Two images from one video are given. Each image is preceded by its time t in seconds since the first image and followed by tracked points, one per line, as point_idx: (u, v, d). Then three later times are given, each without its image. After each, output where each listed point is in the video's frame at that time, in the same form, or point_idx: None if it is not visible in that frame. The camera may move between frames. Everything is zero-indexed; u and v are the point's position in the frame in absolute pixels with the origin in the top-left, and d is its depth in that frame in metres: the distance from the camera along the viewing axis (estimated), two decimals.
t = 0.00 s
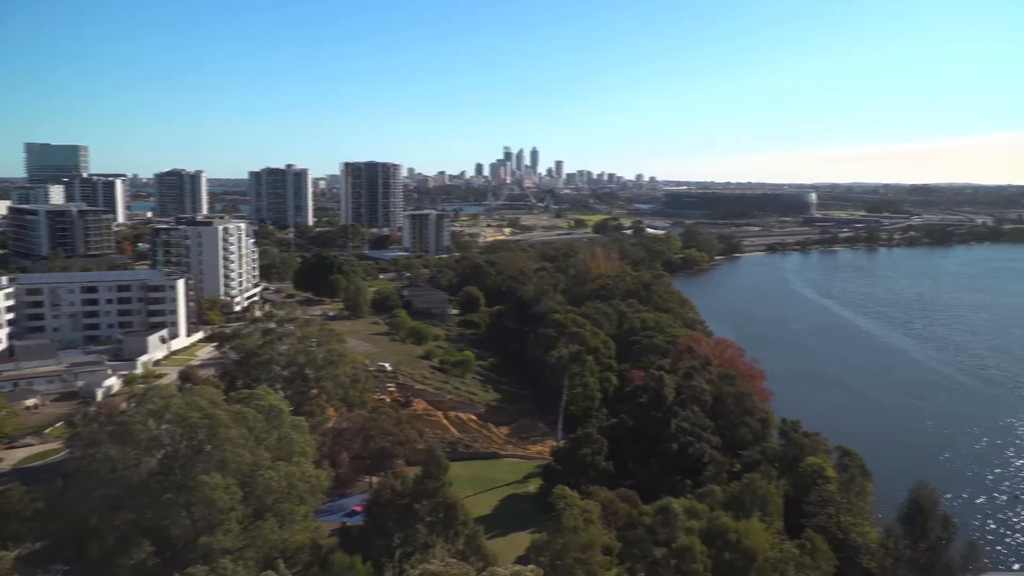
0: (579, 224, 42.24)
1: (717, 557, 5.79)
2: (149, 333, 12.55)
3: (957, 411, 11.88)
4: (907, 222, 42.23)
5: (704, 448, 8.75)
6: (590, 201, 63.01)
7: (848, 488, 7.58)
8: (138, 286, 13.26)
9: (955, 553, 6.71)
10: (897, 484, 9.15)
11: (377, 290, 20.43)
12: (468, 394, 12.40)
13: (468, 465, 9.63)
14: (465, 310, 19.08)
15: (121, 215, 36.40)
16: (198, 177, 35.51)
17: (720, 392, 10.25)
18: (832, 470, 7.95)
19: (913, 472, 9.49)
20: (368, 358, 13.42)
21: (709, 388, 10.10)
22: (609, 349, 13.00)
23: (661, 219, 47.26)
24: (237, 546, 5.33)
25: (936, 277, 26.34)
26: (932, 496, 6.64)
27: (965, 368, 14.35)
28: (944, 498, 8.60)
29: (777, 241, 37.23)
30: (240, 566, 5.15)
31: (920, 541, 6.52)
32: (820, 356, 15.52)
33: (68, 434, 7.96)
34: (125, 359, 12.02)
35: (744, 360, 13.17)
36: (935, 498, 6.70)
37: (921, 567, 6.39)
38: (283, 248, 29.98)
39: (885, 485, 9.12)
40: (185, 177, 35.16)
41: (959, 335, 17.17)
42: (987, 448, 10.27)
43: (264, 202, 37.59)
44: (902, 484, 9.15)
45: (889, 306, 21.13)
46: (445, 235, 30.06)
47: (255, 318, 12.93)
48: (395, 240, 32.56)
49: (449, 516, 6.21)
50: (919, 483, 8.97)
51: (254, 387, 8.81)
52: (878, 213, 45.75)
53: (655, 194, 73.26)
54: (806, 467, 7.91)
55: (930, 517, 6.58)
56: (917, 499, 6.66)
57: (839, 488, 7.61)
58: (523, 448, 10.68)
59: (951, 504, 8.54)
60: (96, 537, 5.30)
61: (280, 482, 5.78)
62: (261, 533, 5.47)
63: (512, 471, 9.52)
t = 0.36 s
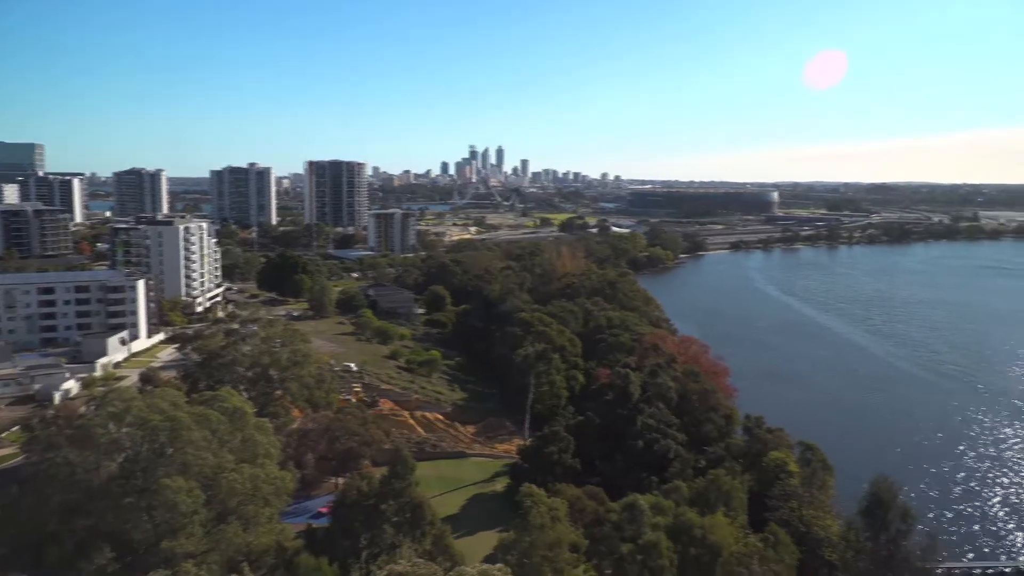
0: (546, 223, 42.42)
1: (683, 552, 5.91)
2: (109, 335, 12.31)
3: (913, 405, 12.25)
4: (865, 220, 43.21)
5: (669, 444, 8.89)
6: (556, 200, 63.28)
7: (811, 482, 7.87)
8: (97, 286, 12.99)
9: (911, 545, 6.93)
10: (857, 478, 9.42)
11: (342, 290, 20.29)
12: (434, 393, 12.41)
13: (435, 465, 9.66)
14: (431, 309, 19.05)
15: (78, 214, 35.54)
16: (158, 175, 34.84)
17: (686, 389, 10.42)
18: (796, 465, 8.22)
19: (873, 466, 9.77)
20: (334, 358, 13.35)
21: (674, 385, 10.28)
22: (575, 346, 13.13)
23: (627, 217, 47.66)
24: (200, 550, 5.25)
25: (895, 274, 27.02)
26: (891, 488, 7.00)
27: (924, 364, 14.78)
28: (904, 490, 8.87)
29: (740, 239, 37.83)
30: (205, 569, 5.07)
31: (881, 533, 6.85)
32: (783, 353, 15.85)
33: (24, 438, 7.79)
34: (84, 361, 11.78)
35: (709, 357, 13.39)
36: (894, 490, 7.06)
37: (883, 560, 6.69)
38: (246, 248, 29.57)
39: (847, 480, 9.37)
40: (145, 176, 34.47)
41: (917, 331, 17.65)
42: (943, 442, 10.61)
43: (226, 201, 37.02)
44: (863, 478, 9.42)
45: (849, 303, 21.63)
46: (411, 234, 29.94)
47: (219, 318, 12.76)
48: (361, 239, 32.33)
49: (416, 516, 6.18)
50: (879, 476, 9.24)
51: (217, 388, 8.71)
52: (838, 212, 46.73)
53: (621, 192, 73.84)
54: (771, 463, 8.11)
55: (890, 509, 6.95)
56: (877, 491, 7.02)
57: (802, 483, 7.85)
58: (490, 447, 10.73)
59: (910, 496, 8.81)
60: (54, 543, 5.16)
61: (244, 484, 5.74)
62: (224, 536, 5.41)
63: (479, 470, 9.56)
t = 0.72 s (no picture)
0: (512, 221, 42.61)
1: (650, 548, 6.05)
2: (68, 336, 12.06)
3: (872, 399, 12.62)
4: (826, 218, 44.13)
5: (636, 441, 9.05)
6: (523, 198, 63.52)
7: (776, 477, 8.14)
8: (54, 287, 12.73)
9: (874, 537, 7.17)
10: (820, 473, 9.67)
11: (307, 289, 20.14)
12: (401, 392, 12.41)
13: (402, 464, 9.70)
14: (397, 308, 19.02)
15: (33, 213, 34.64)
16: (118, 174, 34.14)
17: (652, 386, 10.59)
18: (760, 459, 8.47)
19: (835, 460, 10.05)
20: (299, 358, 13.26)
21: (641, 383, 10.45)
22: (542, 344, 13.25)
23: (593, 216, 48.05)
24: (162, 555, 5.09)
25: (855, 271, 27.67)
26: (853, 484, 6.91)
27: (883, 359, 15.19)
28: (864, 483, 9.17)
29: (704, 237, 38.37)
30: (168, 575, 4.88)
31: (843, 526, 6.77)
32: (747, 349, 16.20)
33: None
34: (41, 363, 11.53)
35: (675, 354, 13.63)
36: (855, 485, 6.95)
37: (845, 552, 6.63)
38: (208, 247, 29.17)
39: (810, 474, 9.65)
40: (103, 174, 33.74)
41: (876, 327, 18.12)
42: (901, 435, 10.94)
43: (188, 200, 36.42)
44: (825, 471, 9.71)
45: (811, 300, 22.10)
46: (376, 233, 29.80)
47: (182, 318, 12.58)
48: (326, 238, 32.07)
49: (384, 516, 6.18)
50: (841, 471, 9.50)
51: (179, 389, 8.61)
52: (798, 211, 47.72)
53: (586, 191, 74.42)
54: (736, 457, 8.30)
55: (851, 503, 6.87)
56: (840, 486, 6.92)
57: (766, 477, 8.08)
58: (458, 445, 10.78)
59: (870, 490, 9.10)
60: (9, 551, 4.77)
61: (208, 487, 5.46)
62: (188, 539, 5.19)
63: (446, 469, 9.62)
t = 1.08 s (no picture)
0: (481, 219, 42.67)
1: (620, 544, 6.17)
2: (28, 338, 11.82)
3: (836, 394, 12.93)
4: (791, 216, 44.93)
5: (606, 438, 9.16)
6: (492, 196, 63.60)
7: (743, 472, 8.33)
8: (14, 287, 12.46)
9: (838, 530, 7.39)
10: (787, 468, 9.89)
11: (273, 288, 19.95)
12: (370, 392, 12.39)
13: (371, 464, 9.71)
14: (366, 307, 18.94)
15: None
16: (79, 171, 33.40)
17: (621, 383, 10.72)
18: (728, 454, 8.64)
19: (800, 454, 10.28)
20: (266, 358, 13.15)
21: (610, 380, 10.58)
22: (512, 343, 13.32)
23: (561, 214, 48.32)
24: (129, 559, 4.97)
25: (819, 268, 28.24)
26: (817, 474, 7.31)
27: (846, 354, 15.56)
28: (828, 477, 9.41)
29: (672, 235, 38.82)
30: None
31: (810, 519, 7.21)
32: (714, 346, 16.47)
33: None
34: None
35: (644, 351, 13.81)
36: (821, 478, 7.38)
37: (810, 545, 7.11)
38: (172, 246, 28.72)
39: (777, 468, 9.86)
40: (63, 171, 32.98)
41: (840, 322, 18.55)
42: (864, 429, 11.24)
43: (151, 199, 35.77)
44: (791, 466, 9.94)
45: (776, 296, 22.51)
46: (344, 231, 29.59)
47: (147, 319, 12.40)
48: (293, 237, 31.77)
49: (353, 516, 6.04)
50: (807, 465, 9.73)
51: (144, 391, 8.51)
52: (763, 209, 48.55)
53: (555, 189, 74.77)
54: (704, 453, 8.39)
55: (817, 496, 7.26)
56: (805, 479, 7.32)
57: (733, 472, 8.24)
58: (428, 444, 10.81)
59: (835, 483, 9.34)
60: None
61: (173, 490, 5.34)
62: (154, 543, 5.09)
63: (416, 468, 9.65)
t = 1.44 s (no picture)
0: (454, 217, 42.70)
1: (595, 541, 6.30)
2: None
3: (805, 390, 13.19)
4: (761, 214, 45.62)
5: (580, 436, 9.25)
6: (465, 195, 63.63)
7: (715, 468, 8.45)
8: None
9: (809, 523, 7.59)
10: (758, 463, 10.09)
11: (244, 288, 19.79)
12: (343, 392, 12.37)
13: (345, 464, 9.71)
14: (339, 306, 18.88)
15: None
16: (44, 170, 32.75)
17: (594, 381, 10.84)
18: (701, 451, 8.80)
19: (771, 450, 10.49)
20: (237, 359, 13.04)
21: (583, 378, 10.70)
22: (485, 341, 13.38)
23: (535, 212, 48.52)
24: (96, 564, 4.72)
25: (789, 265, 28.74)
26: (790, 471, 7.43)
27: (816, 351, 15.88)
28: (799, 472, 9.62)
29: (645, 233, 39.17)
30: None
31: (782, 514, 7.29)
32: (686, 343, 16.70)
33: None
34: None
35: (617, 349, 13.96)
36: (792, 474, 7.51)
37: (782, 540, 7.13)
38: (140, 246, 28.33)
39: (748, 464, 10.06)
40: (27, 170, 32.32)
41: (809, 319, 18.91)
42: (833, 424, 11.49)
43: (119, 198, 35.21)
44: (763, 461, 10.14)
45: (747, 294, 22.86)
46: (316, 231, 29.40)
47: (115, 319, 12.22)
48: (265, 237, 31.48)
49: (326, 517, 5.99)
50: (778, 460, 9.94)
51: (113, 393, 8.42)
52: (733, 208, 49.28)
53: (528, 187, 75.03)
54: (677, 450, 8.59)
55: (789, 490, 7.37)
56: (777, 475, 7.43)
57: (706, 468, 8.39)
58: (401, 444, 10.83)
59: (804, 478, 9.56)
60: None
61: (143, 492, 5.13)
62: (124, 546, 4.86)
63: (390, 468, 9.68)
